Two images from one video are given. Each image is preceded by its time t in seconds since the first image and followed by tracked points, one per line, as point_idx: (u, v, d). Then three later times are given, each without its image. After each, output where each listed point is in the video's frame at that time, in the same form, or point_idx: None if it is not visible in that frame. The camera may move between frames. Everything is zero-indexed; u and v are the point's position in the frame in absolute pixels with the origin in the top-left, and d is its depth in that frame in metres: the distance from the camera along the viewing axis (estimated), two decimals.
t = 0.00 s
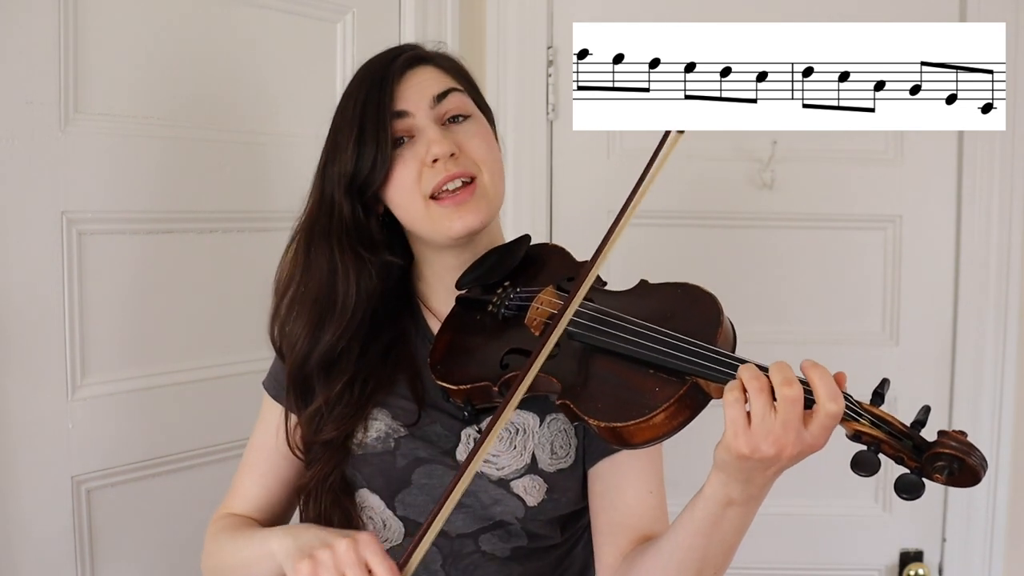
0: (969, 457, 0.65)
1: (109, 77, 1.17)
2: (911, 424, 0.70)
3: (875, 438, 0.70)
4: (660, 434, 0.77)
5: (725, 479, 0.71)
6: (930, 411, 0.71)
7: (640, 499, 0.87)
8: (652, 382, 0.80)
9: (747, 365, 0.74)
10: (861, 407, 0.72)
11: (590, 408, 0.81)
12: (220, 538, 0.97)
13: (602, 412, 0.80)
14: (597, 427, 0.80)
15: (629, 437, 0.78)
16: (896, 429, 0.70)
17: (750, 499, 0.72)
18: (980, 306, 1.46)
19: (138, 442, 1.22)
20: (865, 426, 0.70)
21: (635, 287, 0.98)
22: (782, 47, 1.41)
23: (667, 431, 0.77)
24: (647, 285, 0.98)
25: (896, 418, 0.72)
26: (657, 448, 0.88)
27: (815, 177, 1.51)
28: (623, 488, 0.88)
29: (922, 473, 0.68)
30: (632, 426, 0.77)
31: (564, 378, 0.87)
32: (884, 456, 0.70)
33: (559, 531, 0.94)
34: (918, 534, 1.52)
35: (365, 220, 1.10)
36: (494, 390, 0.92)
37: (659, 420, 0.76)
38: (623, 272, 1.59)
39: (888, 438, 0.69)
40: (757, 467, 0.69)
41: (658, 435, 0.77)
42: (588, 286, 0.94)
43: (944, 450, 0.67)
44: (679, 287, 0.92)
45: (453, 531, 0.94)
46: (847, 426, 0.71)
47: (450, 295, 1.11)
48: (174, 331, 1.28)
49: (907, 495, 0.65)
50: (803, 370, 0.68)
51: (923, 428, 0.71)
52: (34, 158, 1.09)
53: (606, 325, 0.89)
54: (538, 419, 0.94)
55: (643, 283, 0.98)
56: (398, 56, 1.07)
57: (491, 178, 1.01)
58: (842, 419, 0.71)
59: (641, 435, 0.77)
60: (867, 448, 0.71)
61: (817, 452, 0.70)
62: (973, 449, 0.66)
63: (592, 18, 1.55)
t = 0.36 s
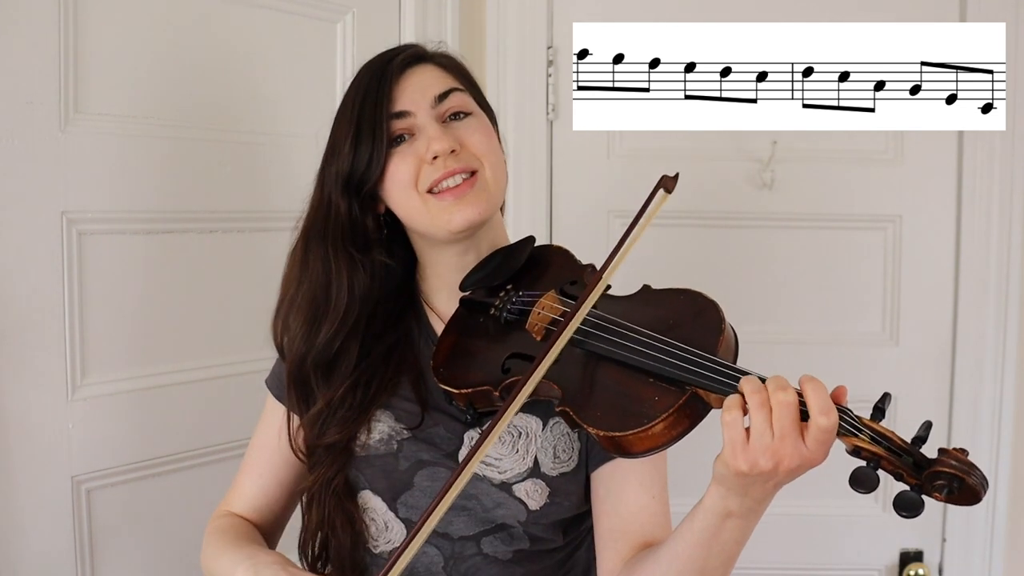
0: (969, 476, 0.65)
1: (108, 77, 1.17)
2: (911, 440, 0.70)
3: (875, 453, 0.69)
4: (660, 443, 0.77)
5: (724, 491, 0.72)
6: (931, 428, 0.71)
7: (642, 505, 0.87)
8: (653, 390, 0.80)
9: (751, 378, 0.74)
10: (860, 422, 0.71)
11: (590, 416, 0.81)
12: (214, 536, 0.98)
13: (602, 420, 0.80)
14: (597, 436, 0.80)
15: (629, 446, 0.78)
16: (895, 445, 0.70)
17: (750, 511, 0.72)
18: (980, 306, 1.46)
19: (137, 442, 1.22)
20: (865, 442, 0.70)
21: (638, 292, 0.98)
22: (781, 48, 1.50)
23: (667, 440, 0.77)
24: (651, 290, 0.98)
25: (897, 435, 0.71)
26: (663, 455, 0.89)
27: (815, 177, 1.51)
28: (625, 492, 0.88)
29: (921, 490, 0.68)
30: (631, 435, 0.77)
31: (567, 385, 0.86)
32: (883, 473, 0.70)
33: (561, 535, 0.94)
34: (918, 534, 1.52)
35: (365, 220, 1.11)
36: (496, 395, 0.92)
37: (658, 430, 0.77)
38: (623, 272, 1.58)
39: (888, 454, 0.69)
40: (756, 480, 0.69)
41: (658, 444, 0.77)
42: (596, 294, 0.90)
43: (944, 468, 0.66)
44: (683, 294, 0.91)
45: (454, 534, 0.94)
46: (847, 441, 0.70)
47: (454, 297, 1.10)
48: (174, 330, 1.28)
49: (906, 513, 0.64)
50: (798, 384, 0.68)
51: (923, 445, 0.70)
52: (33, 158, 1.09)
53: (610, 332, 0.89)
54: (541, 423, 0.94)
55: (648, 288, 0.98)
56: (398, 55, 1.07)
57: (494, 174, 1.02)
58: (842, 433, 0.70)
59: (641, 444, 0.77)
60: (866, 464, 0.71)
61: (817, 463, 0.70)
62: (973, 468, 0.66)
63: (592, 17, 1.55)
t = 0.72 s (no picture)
0: (978, 461, 0.65)
1: (109, 77, 1.17)
2: (918, 429, 0.70)
3: (883, 441, 0.70)
4: (666, 437, 0.77)
5: (731, 482, 0.72)
6: (938, 416, 0.71)
7: (645, 502, 0.87)
8: (659, 384, 0.80)
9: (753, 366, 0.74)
10: (868, 411, 0.72)
11: (596, 411, 0.80)
12: (227, 539, 0.97)
13: (608, 414, 0.80)
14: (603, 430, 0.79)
15: (636, 440, 0.78)
16: (903, 433, 0.70)
17: (756, 503, 0.73)
18: (980, 306, 1.46)
19: (138, 441, 1.22)
20: (873, 430, 0.70)
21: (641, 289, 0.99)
22: (783, 47, 1.43)
23: (673, 434, 0.77)
24: (654, 287, 0.99)
25: (905, 423, 0.72)
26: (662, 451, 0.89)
27: (814, 177, 1.51)
28: (627, 490, 0.88)
29: (930, 477, 0.68)
30: (638, 429, 0.77)
31: (571, 381, 0.86)
32: (892, 461, 0.70)
33: (562, 534, 0.94)
34: (917, 533, 1.52)
35: (372, 221, 1.10)
36: (500, 392, 0.92)
37: (665, 424, 0.76)
38: (623, 271, 1.58)
39: (896, 442, 0.69)
40: (763, 469, 0.70)
41: (664, 438, 0.77)
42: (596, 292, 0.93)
43: (952, 454, 0.66)
44: (686, 289, 0.92)
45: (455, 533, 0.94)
46: (855, 429, 0.71)
47: (455, 297, 1.10)
48: (173, 331, 1.28)
49: (914, 499, 0.65)
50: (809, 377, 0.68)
51: (930, 432, 0.71)
52: (33, 159, 1.09)
53: (614, 327, 0.89)
54: (543, 421, 0.94)
55: (650, 285, 0.99)
56: (414, 57, 1.06)
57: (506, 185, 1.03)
58: (850, 421, 0.71)
59: (647, 438, 0.77)
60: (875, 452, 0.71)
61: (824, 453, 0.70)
62: (981, 454, 0.66)
63: (592, 18, 1.56)
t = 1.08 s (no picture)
0: (984, 450, 0.65)
1: (109, 77, 1.17)
2: (925, 420, 0.70)
3: (890, 432, 0.70)
4: (673, 432, 0.77)
5: (738, 475, 0.72)
6: (944, 408, 0.71)
7: (646, 500, 0.88)
8: (665, 379, 0.80)
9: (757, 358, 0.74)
10: (876, 403, 0.72)
11: (603, 406, 0.81)
12: (243, 529, 0.94)
13: (615, 409, 0.79)
14: (610, 424, 0.80)
15: (642, 435, 0.78)
16: (910, 424, 0.70)
17: (763, 496, 0.73)
18: (980, 306, 1.46)
19: (138, 441, 1.22)
20: (880, 421, 0.70)
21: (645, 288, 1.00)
22: (783, 49, 1.43)
23: (679, 429, 0.77)
24: (657, 286, 1.00)
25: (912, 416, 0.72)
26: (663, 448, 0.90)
27: (814, 177, 1.51)
28: (629, 488, 0.89)
29: (936, 468, 0.68)
30: (645, 423, 0.77)
31: (577, 378, 0.86)
32: (899, 452, 0.70)
33: (564, 534, 0.94)
34: (918, 533, 1.52)
35: (377, 220, 1.10)
36: (505, 389, 0.92)
37: (672, 418, 0.76)
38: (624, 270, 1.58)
39: (903, 433, 0.69)
40: (770, 460, 0.69)
41: (670, 433, 0.77)
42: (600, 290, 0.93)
43: (958, 443, 0.66)
44: (690, 287, 0.92)
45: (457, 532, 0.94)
46: (862, 421, 0.71)
47: (458, 297, 1.11)
48: (173, 331, 1.27)
49: (921, 490, 0.65)
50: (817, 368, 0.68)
51: (937, 424, 0.71)
52: (32, 158, 1.09)
53: (618, 323, 0.89)
54: (547, 420, 0.94)
55: (654, 283, 0.99)
56: (421, 58, 1.06)
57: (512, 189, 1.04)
58: (857, 413, 0.71)
59: (653, 433, 0.77)
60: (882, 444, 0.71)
61: (833, 444, 0.69)
62: (988, 444, 0.66)
63: (592, 18, 1.56)
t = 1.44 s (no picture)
0: (986, 467, 0.65)
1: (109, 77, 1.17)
2: (926, 434, 0.70)
3: (891, 447, 0.70)
4: (673, 439, 0.77)
5: (733, 483, 0.71)
6: (944, 421, 0.71)
7: (644, 503, 0.87)
8: (667, 386, 0.80)
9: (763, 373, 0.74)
10: (878, 417, 0.72)
11: (604, 412, 0.81)
12: (234, 535, 0.94)
13: (615, 416, 0.79)
14: (609, 431, 0.80)
15: (643, 441, 0.78)
16: (911, 438, 0.70)
17: (757, 507, 0.72)
18: (980, 306, 1.46)
19: (138, 441, 1.22)
20: (882, 436, 0.70)
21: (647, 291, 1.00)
22: (782, 48, 1.41)
23: (679, 437, 0.77)
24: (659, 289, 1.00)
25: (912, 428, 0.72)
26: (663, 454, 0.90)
27: (814, 178, 1.51)
28: (627, 491, 0.88)
29: (937, 482, 0.69)
30: (645, 431, 0.77)
31: (577, 382, 0.86)
32: (900, 466, 0.70)
33: (563, 535, 0.94)
34: (918, 533, 1.52)
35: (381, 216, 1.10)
36: (505, 392, 0.92)
37: (672, 426, 0.76)
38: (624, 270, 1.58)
39: (905, 448, 0.69)
40: (764, 466, 0.69)
41: (670, 441, 0.77)
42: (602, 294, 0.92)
43: (959, 459, 0.67)
44: (692, 293, 0.92)
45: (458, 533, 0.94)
46: (863, 435, 0.71)
47: (459, 297, 1.11)
48: (173, 331, 1.28)
49: (922, 504, 0.65)
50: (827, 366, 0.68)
51: (937, 437, 0.71)
52: (33, 158, 1.09)
53: (620, 328, 0.89)
54: (547, 422, 0.94)
55: (656, 287, 1.00)
56: (435, 55, 1.05)
57: (514, 195, 1.04)
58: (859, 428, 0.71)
59: (654, 440, 0.77)
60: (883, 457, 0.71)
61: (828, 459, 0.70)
62: (988, 459, 0.67)
63: (592, 18, 1.56)
